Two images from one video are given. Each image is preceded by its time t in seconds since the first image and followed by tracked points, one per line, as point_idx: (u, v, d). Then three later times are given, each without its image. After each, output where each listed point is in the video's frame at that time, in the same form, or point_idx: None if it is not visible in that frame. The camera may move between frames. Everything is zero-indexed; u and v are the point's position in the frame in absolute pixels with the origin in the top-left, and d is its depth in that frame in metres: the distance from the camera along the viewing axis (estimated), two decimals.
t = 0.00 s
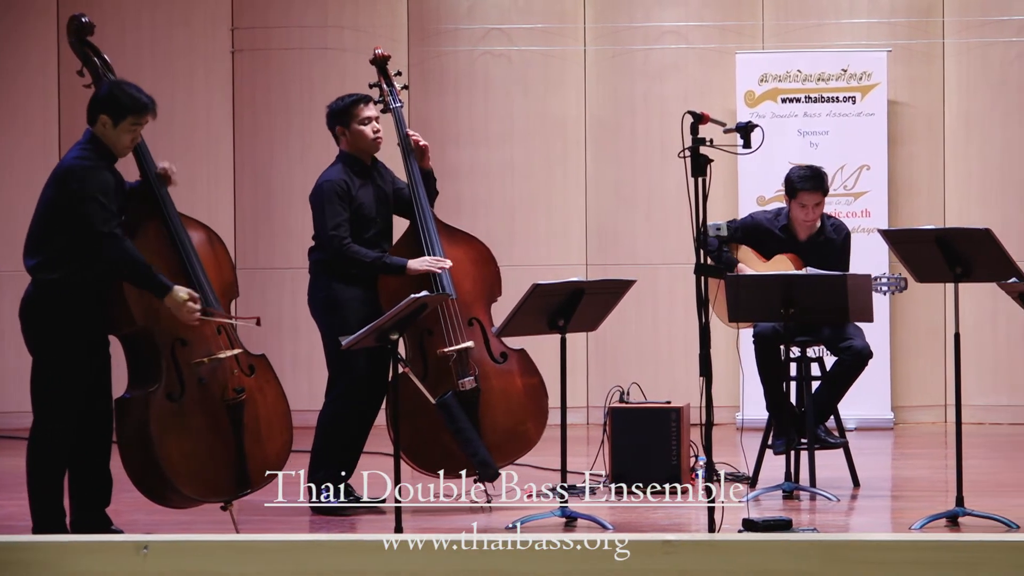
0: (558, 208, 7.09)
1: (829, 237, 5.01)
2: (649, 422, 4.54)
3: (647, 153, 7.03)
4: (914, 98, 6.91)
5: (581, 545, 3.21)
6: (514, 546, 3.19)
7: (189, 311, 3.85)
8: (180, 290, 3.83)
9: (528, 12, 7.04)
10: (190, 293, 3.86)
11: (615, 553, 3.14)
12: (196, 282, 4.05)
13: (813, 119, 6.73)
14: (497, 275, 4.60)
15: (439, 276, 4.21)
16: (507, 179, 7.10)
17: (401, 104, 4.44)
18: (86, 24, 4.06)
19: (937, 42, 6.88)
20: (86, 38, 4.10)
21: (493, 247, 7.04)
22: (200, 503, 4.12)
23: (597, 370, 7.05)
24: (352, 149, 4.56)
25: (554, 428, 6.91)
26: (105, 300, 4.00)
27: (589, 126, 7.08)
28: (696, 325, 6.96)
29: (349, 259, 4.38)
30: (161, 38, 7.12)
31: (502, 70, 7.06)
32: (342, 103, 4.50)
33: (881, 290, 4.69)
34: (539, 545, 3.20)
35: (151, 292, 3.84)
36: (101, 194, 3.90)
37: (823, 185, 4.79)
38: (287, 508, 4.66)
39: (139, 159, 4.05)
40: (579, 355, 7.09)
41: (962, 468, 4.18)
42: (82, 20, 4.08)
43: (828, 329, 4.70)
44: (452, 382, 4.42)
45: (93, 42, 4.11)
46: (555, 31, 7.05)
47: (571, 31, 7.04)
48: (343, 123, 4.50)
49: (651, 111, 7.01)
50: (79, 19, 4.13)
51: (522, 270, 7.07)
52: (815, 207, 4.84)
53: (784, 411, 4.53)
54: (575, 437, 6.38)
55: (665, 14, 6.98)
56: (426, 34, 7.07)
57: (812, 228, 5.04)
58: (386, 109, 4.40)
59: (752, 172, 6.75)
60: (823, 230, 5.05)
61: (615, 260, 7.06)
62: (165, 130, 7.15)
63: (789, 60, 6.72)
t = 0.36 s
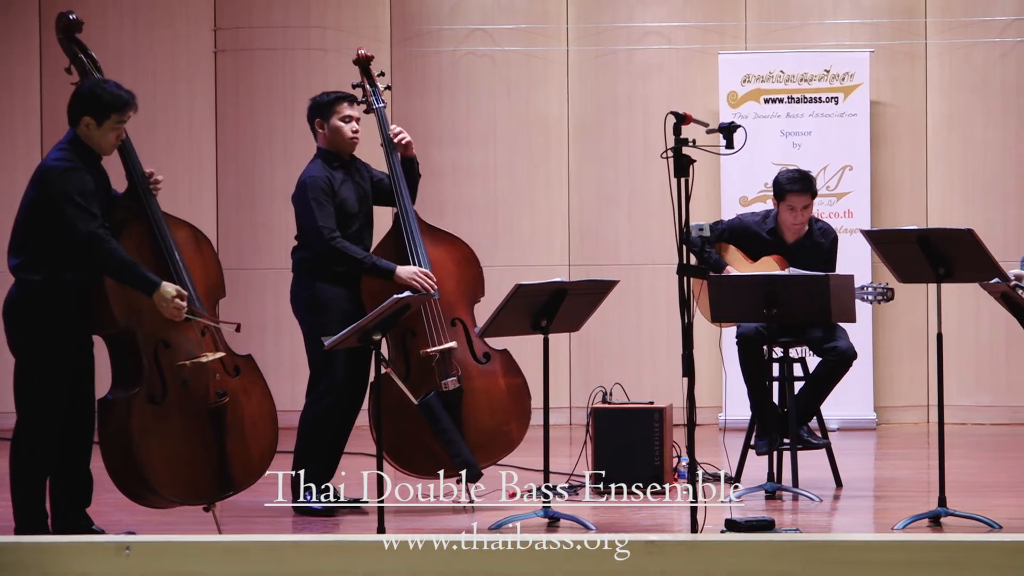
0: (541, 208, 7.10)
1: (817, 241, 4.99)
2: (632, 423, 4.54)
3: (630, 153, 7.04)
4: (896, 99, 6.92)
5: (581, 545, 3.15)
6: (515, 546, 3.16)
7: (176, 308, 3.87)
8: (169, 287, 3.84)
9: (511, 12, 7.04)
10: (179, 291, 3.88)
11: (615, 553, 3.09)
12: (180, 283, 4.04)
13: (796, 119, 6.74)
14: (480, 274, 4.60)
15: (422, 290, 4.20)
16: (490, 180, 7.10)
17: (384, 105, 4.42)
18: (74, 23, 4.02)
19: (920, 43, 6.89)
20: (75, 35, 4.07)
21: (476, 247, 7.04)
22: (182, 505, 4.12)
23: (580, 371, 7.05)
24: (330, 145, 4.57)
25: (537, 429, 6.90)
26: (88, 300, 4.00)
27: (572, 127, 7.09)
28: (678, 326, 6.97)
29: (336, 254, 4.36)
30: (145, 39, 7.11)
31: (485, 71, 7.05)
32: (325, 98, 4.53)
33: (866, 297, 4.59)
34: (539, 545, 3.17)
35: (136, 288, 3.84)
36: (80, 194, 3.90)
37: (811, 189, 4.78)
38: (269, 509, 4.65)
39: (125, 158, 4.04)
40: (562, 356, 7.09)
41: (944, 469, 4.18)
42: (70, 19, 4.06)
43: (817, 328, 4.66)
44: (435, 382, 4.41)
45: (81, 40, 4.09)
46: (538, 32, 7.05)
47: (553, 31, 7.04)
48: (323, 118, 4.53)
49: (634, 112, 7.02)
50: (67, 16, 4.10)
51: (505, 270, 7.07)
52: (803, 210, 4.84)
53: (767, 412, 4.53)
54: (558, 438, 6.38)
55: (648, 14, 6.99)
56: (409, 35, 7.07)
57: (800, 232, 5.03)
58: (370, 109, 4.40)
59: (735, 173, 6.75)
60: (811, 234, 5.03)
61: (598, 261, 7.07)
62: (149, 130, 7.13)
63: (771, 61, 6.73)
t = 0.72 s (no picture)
0: (520, 209, 7.10)
1: (795, 239, 5.00)
2: (611, 423, 4.55)
3: (609, 154, 7.04)
4: (874, 99, 6.93)
5: (581, 545, 3.34)
6: (515, 546, 3.34)
7: (176, 318, 3.92)
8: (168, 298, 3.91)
9: (489, 13, 7.03)
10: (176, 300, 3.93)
11: (615, 553, 3.29)
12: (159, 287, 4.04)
13: (774, 120, 6.74)
14: (460, 274, 4.60)
15: (401, 285, 4.23)
16: (469, 180, 7.09)
17: (365, 107, 4.41)
18: (52, 22, 4.01)
19: (898, 44, 6.90)
20: (54, 34, 4.04)
21: (454, 248, 7.03)
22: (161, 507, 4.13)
23: (559, 371, 7.05)
24: (305, 141, 4.54)
25: (515, 430, 6.90)
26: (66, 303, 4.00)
27: (550, 127, 7.09)
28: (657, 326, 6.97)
29: (317, 241, 4.36)
30: (125, 39, 7.08)
31: (464, 71, 7.05)
32: (310, 94, 4.45)
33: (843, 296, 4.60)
34: (539, 546, 3.35)
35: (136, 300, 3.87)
36: (61, 199, 3.88)
37: (791, 183, 4.79)
38: (248, 510, 4.63)
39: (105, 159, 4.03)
40: (541, 357, 7.09)
41: (923, 469, 4.19)
42: (49, 17, 4.04)
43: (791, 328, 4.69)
44: (413, 383, 4.42)
45: (60, 39, 4.07)
46: (516, 32, 7.05)
47: (532, 32, 7.05)
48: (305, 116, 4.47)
49: (612, 112, 7.02)
50: (46, 14, 4.08)
51: (484, 271, 7.06)
52: (783, 206, 4.83)
53: (747, 411, 4.52)
54: (537, 439, 6.38)
55: (626, 14, 6.99)
56: (388, 36, 7.06)
57: (779, 230, 5.03)
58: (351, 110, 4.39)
59: (714, 173, 6.75)
60: (790, 232, 5.04)
61: (576, 262, 7.07)
62: (128, 130, 7.09)
63: (750, 61, 6.72)
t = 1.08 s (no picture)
0: (499, 210, 7.09)
1: (769, 234, 4.97)
2: (590, 423, 4.55)
3: (588, 154, 7.04)
4: (852, 100, 6.94)
5: (582, 545, 3.41)
6: (514, 547, 3.41)
7: (120, 323, 3.80)
8: (110, 301, 3.79)
9: (468, 14, 7.04)
10: (122, 304, 3.81)
11: (616, 553, 3.36)
12: (136, 288, 4.02)
13: (753, 121, 6.74)
14: (437, 276, 4.59)
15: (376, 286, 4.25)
16: (449, 181, 7.09)
17: (342, 107, 4.45)
18: (37, 21, 4.00)
19: (877, 44, 6.91)
20: (35, 33, 4.05)
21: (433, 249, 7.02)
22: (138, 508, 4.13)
23: (538, 372, 7.05)
24: (288, 149, 4.54)
25: (494, 431, 6.89)
26: (44, 302, 3.99)
27: (530, 128, 7.09)
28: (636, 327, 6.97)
29: (290, 252, 4.39)
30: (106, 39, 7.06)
31: (441, 72, 7.05)
32: (296, 104, 4.42)
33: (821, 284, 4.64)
34: (539, 546, 3.41)
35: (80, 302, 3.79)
36: (32, 200, 3.86)
37: (763, 190, 4.74)
38: (227, 511, 4.63)
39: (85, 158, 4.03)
40: (520, 358, 7.09)
41: (902, 469, 4.19)
42: (30, 16, 4.04)
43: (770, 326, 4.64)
44: (392, 383, 4.42)
45: (39, 38, 4.08)
46: (495, 33, 7.05)
47: (511, 32, 7.04)
48: (291, 125, 4.45)
49: (592, 113, 7.02)
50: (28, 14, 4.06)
51: (463, 272, 7.05)
52: (754, 211, 4.82)
53: (725, 412, 4.52)
54: (516, 440, 6.39)
55: (606, 15, 7.00)
56: (367, 37, 7.06)
57: (752, 226, 5.00)
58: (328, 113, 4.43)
59: (692, 174, 6.75)
60: (764, 227, 5.02)
61: (555, 263, 7.07)
62: (109, 131, 7.07)
63: (729, 61, 6.72)
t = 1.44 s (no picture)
0: (479, 211, 7.10)
1: (745, 233, 4.99)
2: (570, 425, 4.55)
3: (568, 155, 7.05)
4: (832, 101, 6.97)
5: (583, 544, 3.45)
6: (514, 546, 3.47)
7: (110, 317, 3.83)
8: (102, 297, 3.81)
9: (447, 14, 7.04)
10: (112, 299, 3.84)
11: (615, 553, 3.41)
12: (112, 289, 4.01)
13: (733, 122, 6.76)
14: (416, 277, 4.60)
15: (353, 287, 4.25)
16: (428, 182, 7.09)
17: (318, 108, 4.41)
18: (15, 21, 3.96)
19: (856, 45, 6.94)
20: (14, 34, 4.02)
21: (413, 250, 7.03)
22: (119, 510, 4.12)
23: (518, 373, 7.06)
24: (266, 151, 4.57)
25: (474, 432, 6.90)
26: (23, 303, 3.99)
27: (510, 129, 7.10)
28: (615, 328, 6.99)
29: (266, 256, 4.41)
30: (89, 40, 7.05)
31: (421, 73, 7.04)
32: (265, 105, 4.45)
33: (800, 281, 4.65)
34: (538, 546, 3.48)
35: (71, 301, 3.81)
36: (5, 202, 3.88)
37: (731, 202, 4.75)
38: (207, 512, 4.62)
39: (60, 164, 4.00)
40: (499, 359, 7.10)
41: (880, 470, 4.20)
42: (9, 15, 3.99)
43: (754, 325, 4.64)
44: (372, 385, 4.41)
45: (17, 38, 4.06)
46: (475, 34, 7.05)
47: (491, 34, 7.06)
48: (264, 125, 4.47)
49: (572, 114, 7.03)
50: (7, 13, 4.01)
51: (443, 273, 7.06)
52: (723, 219, 4.83)
53: (705, 413, 4.52)
54: (496, 441, 6.40)
55: (585, 16, 7.01)
56: (347, 38, 7.06)
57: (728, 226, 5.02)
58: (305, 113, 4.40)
59: (672, 176, 6.76)
60: (738, 227, 5.05)
61: (534, 264, 7.08)
62: (92, 131, 7.06)
63: (709, 62, 6.73)
